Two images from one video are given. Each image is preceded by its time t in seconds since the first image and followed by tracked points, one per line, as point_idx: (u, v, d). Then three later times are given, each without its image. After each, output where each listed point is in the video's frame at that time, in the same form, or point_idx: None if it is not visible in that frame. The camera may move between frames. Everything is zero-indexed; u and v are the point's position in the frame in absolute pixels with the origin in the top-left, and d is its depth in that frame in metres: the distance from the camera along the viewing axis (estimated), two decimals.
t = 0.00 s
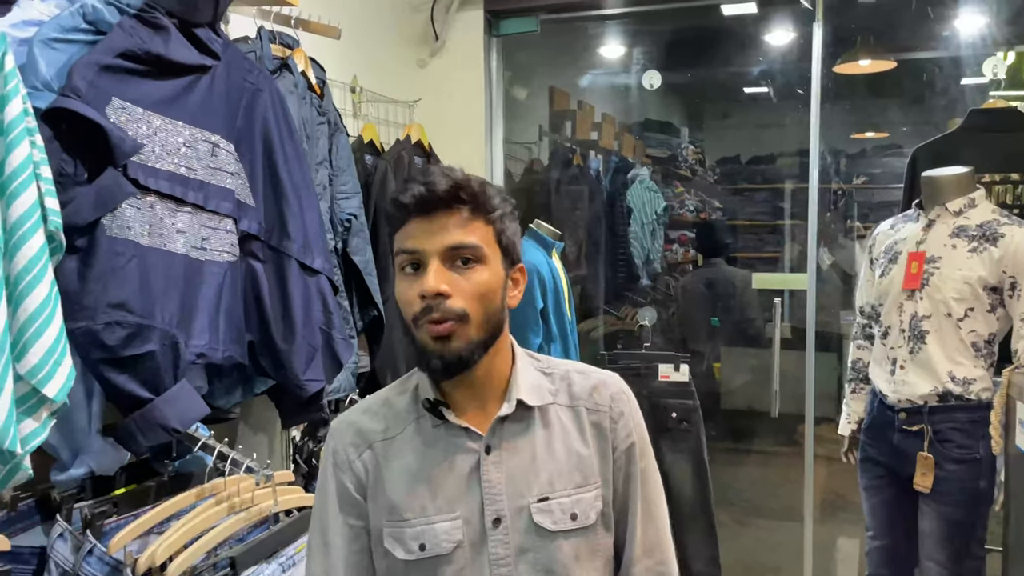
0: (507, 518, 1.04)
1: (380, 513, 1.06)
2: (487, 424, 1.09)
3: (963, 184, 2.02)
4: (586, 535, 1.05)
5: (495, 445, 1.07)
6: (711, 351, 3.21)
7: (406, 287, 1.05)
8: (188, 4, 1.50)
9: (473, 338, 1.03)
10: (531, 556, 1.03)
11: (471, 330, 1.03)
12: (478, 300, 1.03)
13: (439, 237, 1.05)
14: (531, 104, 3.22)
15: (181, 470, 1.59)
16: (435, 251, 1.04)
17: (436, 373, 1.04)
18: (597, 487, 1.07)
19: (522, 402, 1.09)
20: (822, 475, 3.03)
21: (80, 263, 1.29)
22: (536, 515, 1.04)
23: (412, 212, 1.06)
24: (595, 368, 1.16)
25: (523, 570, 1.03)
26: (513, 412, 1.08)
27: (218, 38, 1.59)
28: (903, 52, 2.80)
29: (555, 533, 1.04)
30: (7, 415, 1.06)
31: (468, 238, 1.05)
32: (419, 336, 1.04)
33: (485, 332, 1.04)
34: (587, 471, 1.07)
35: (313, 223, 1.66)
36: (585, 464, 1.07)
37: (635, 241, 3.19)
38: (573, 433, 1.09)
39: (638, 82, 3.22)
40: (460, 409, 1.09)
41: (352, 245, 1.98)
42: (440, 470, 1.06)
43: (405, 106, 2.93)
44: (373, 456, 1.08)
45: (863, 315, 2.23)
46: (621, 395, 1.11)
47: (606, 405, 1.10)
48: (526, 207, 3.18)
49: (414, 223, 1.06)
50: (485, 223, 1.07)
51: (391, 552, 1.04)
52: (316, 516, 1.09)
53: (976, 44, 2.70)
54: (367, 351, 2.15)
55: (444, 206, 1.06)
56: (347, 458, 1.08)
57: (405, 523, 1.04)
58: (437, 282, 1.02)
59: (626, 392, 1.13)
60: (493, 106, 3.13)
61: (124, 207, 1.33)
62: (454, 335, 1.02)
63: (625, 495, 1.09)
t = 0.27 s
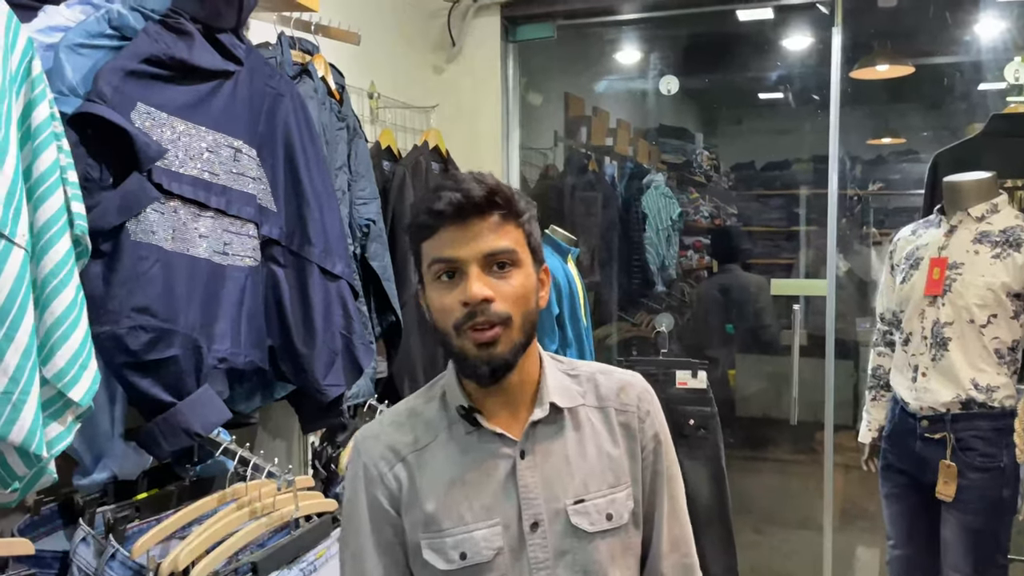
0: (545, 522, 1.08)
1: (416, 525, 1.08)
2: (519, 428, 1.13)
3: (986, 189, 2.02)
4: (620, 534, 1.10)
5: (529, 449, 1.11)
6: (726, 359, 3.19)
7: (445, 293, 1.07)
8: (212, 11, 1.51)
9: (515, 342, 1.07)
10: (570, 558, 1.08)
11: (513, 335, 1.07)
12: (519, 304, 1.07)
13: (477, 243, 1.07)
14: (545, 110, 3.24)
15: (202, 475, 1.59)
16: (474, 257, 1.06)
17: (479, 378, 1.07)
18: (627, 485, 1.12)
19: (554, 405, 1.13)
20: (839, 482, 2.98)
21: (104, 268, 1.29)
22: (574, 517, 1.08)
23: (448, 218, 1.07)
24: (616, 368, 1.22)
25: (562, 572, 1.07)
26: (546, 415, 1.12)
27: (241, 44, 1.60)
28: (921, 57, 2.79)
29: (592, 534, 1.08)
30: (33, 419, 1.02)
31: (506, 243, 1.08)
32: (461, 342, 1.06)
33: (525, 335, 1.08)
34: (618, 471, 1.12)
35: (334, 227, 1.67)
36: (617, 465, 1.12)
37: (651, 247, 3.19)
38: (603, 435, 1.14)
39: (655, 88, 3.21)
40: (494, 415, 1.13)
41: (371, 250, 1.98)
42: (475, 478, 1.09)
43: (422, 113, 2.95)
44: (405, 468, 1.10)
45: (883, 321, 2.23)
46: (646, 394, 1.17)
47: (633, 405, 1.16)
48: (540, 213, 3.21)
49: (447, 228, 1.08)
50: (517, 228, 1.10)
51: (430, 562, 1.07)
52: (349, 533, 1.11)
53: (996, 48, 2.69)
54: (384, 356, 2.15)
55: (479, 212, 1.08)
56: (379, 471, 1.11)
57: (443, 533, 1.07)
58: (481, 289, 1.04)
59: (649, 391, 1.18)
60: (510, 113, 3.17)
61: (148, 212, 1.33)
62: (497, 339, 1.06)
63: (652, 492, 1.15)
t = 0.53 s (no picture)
0: (577, 521, 1.13)
1: (449, 523, 1.14)
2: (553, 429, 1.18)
3: (997, 197, 2.01)
4: (648, 533, 1.16)
5: (561, 449, 1.16)
6: (735, 366, 3.18)
7: (482, 300, 1.14)
8: (223, 18, 1.52)
9: (553, 343, 1.13)
10: (601, 556, 1.13)
11: (551, 337, 1.13)
12: (554, 307, 1.14)
13: (511, 251, 1.14)
14: (554, 118, 3.26)
15: (213, 482, 1.59)
16: (508, 264, 1.13)
17: (521, 379, 1.13)
18: (655, 487, 1.18)
19: (586, 408, 1.19)
20: (849, 490, 2.96)
21: (117, 275, 1.29)
22: (605, 517, 1.13)
23: (482, 228, 1.14)
24: (642, 374, 1.28)
25: (593, 570, 1.13)
26: (579, 417, 1.18)
27: (253, 52, 1.61)
28: (932, 64, 2.76)
29: (623, 533, 1.14)
30: (45, 426, 1.02)
31: (538, 249, 1.15)
32: (500, 346, 1.12)
33: (562, 337, 1.14)
34: (647, 473, 1.18)
35: (344, 235, 1.67)
36: (645, 467, 1.18)
37: (660, 254, 3.19)
38: (632, 438, 1.19)
39: (665, 95, 3.20)
40: (528, 418, 1.19)
41: (380, 257, 1.98)
42: (507, 478, 1.15)
43: (432, 120, 2.96)
44: (440, 467, 1.16)
45: (894, 329, 2.22)
46: (673, 399, 1.23)
47: (661, 408, 1.22)
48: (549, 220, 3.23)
49: (481, 239, 1.15)
50: (546, 235, 1.18)
51: (465, 560, 1.12)
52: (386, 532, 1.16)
53: (1006, 55, 2.67)
54: (394, 362, 2.15)
55: (510, 220, 1.15)
56: (415, 471, 1.17)
57: (477, 531, 1.12)
58: (519, 293, 1.12)
59: (676, 396, 1.25)
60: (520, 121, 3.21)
61: (160, 219, 1.34)
62: (537, 341, 1.12)
63: (679, 493, 1.21)
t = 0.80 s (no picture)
0: (612, 514, 1.21)
1: (491, 510, 1.20)
2: (592, 425, 1.26)
3: (999, 203, 2.01)
4: (679, 529, 1.24)
5: (599, 444, 1.24)
6: (737, 372, 3.19)
7: (518, 301, 1.22)
8: (229, 26, 1.52)
9: (580, 347, 1.20)
10: (633, 549, 1.21)
11: (577, 341, 1.19)
12: (584, 313, 1.20)
13: (548, 258, 1.20)
14: (557, 124, 3.26)
15: (216, 488, 1.60)
16: (544, 269, 1.20)
17: (547, 377, 1.20)
18: (686, 486, 1.27)
19: (624, 406, 1.27)
20: (851, 496, 2.96)
21: (121, 281, 1.30)
22: (639, 511, 1.22)
23: (522, 235, 1.21)
24: (674, 378, 1.36)
25: (625, 561, 1.20)
26: (616, 414, 1.26)
27: (257, 59, 1.62)
28: (933, 70, 2.79)
29: (655, 528, 1.22)
30: (49, 431, 1.02)
31: (574, 257, 1.21)
32: (530, 344, 1.20)
33: (590, 340, 1.21)
34: (679, 472, 1.26)
35: (347, 241, 1.67)
36: (677, 466, 1.26)
37: (662, 260, 3.20)
38: (666, 437, 1.28)
39: (666, 101, 3.20)
40: (567, 410, 1.26)
41: (383, 263, 1.99)
42: (549, 470, 1.22)
43: (434, 126, 2.97)
44: (484, 456, 1.23)
45: (897, 335, 2.22)
46: (704, 404, 1.32)
47: (693, 412, 1.30)
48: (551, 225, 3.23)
49: (521, 243, 1.22)
50: (586, 243, 1.23)
51: (504, 545, 1.18)
52: (428, 515, 1.22)
53: (1010, 61, 2.70)
54: (397, 368, 2.16)
55: (550, 228, 1.22)
56: (459, 458, 1.23)
57: (517, 518, 1.19)
58: (549, 299, 1.18)
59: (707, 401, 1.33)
60: (522, 126, 3.22)
61: (164, 225, 1.34)
62: (563, 344, 1.19)
63: (707, 493, 1.30)
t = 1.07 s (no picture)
0: (643, 506, 1.26)
1: (529, 497, 1.27)
2: (627, 422, 1.31)
3: (994, 209, 2.02)
4: (703, 525, 1.29)
5: (633, 441, 1.30)
6: (734, 376, 3.21)
7: (571, 302, 1.26)
8: (227, 33, 1.53)
9: (632, 346, 1.25)
10: (661, 541, 1.26)
11: (630, 340, 1.25)
12: (636, 314, 1.26)
13: (603, 261, 1.26)
14: (554, 129, 3.27)
15: (211, 493, 1.60)
16: (599, 272, 1.25)
17: (601, 375, 1.25)
18: (713, 484, 1.32)
19: (658, 405, 1.32)
20: (848, 501, 2.95)
21: (117, 287, 1.30)
22: (668, 505, 1.27)
23: (578, 238, 1.26)
24: (702, 382, 1.41)
25: (653, 551, 1.26)
26: (650, 412, 1.31)
27: (254, 65, 1.62)
28: (930, 76, 2.83)
29: (683, 521, 1.27)
30: (44, 438, 1.03)
31: (627, 261, 1.27)
32: (585, 344, 1.25)
33: (641, 341, 1.26)
34: (706, 470, 1.31)
35: (344, 246, 1.68)
36: (704, 465, 1.31)
37: (660, 265, 3.16)
38: (695, 437, 1.33)
39: (662, 107, 3.26)
40: (605, 408, 1.32)
41: (380, 268, 1.99)
42: (585, 462, 1.28)
43: (431, 131, 2.97)
44: (524, 446, 1.29)
45: (892, 340, 2.23)
46: (730, 407, 1.37)
47: (719, 414, 1.35)
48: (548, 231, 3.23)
49: (576, 247, 1.26)
50: (636, 248, 1.29)
51: (539, 531, 1.25)
52: (470, 499, 1.29)
53: (1003, 68, 2.71)
54: (393, 373, 2.16)
55: (604, 233, 1.27)
56: (500, 447, 1.30)
57: (553, 506, 1.25)
58: (606, 300, 1.24)
59: (732, 404, 1.38)
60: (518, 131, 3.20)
61: (161, 231, 1.34)
62: (618, 343, 1.24)
63: (729, 493, 1.35)
